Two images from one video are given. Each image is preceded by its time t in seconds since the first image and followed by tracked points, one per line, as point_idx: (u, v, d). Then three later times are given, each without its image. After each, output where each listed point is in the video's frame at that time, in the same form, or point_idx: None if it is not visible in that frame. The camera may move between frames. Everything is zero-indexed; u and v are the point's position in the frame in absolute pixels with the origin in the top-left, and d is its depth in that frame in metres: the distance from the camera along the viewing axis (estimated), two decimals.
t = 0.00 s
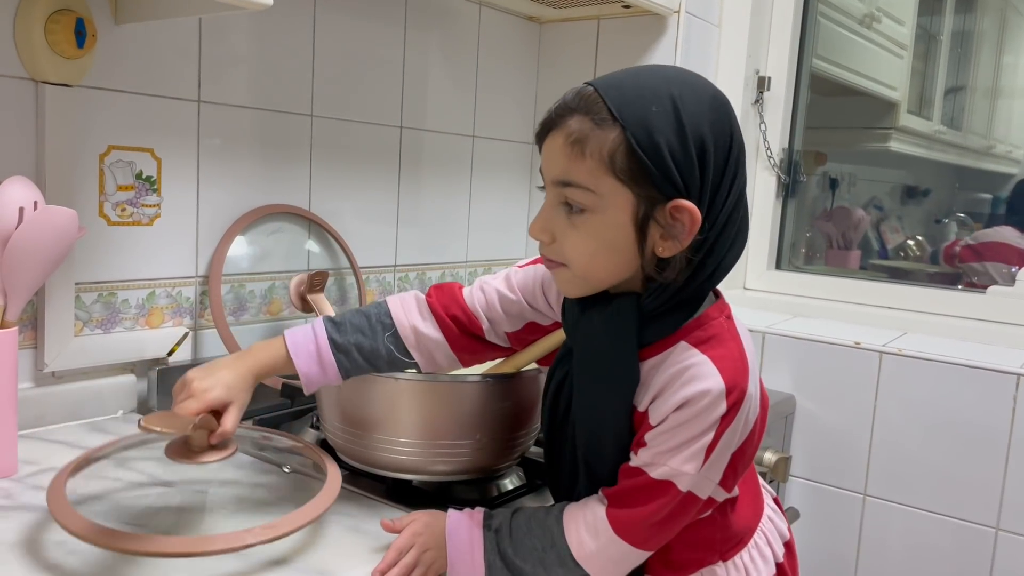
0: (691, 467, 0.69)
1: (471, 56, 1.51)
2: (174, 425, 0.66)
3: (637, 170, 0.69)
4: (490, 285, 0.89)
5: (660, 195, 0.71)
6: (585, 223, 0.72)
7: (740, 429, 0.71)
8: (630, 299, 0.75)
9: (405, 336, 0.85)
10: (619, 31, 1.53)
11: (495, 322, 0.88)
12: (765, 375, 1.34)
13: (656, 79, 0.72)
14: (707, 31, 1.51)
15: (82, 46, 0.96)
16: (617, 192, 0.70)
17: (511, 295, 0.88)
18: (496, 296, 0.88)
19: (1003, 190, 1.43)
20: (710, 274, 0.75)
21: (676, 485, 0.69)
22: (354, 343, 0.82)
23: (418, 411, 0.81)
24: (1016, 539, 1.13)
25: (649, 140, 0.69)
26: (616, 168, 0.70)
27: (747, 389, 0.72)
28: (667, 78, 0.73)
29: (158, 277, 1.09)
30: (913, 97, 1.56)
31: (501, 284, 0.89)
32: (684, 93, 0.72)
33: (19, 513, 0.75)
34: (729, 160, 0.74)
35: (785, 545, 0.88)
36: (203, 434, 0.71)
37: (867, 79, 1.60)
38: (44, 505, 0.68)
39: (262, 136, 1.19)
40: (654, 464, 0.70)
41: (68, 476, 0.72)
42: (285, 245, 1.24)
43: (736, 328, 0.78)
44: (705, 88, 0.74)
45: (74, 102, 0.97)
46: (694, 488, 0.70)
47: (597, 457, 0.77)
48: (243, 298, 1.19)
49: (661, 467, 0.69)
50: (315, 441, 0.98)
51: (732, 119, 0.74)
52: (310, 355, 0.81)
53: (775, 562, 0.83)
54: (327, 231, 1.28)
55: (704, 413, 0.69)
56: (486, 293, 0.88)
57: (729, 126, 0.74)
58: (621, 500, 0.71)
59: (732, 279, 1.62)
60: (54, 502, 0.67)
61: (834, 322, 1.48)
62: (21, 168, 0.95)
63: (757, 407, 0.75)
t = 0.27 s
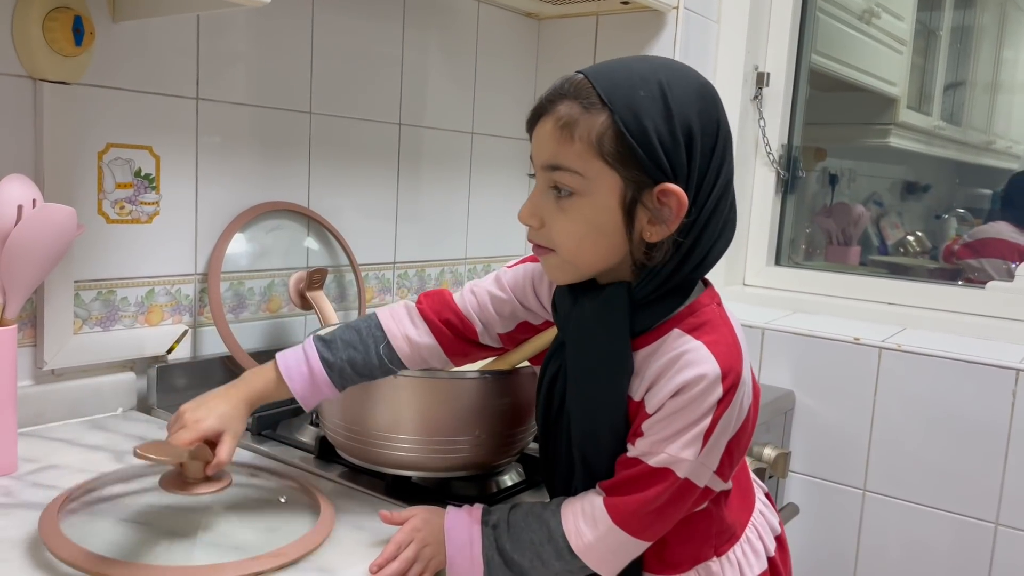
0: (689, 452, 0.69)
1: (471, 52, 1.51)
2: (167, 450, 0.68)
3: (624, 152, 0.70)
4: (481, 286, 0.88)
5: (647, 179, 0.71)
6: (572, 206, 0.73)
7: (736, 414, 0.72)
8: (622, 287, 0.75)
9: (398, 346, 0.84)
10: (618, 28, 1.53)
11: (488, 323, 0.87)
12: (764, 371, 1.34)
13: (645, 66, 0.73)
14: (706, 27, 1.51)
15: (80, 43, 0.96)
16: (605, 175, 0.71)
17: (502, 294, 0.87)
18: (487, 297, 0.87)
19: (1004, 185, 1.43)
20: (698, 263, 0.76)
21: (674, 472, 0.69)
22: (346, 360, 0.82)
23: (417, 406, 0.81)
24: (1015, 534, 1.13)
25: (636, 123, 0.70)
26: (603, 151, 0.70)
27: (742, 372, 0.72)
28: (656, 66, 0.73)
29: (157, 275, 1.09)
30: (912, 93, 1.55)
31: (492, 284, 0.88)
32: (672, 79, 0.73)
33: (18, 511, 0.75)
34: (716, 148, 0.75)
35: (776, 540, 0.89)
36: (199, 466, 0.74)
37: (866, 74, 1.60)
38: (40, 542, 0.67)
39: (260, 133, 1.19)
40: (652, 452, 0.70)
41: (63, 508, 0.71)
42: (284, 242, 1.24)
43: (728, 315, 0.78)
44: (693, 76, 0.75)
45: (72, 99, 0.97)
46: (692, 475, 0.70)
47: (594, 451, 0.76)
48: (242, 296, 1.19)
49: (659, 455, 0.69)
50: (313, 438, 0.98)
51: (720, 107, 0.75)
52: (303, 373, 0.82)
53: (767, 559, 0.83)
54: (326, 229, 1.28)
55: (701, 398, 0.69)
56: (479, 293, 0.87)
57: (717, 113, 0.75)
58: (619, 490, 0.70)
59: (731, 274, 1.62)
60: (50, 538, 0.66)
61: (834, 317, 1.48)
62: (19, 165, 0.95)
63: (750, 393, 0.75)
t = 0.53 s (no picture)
0: (684, 444, 0.69)
1: (468, 49, 1.51)
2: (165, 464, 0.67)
3: (607, 144, 0.70)
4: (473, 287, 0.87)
5: (631, 170, 0.71)
6: (557, 202, 0.73)
7: (730, 405, 0.72)
8: (611, 282, 0.75)
9: (392, 350, 0.82)
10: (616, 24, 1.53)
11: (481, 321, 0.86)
12: (762, 367, 1.34)
13: (625, 60, 0.74)
14: (704, 23, 1.51)
15: (76, 41, 0.95)
16: (588, 168, 0.71)
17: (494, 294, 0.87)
18: (479, 297, 0.86)
19: (1001, 181, 1.43)
20: (687, 253, 0.76)
21: (670, 464, 0.69)
22: (340, 366, 0.81)
23: (414, 403, 0.82)
24: (1013, 530, 1.13)
25: (618, 115, 0.70)
26: (586, 144, 0.70)
27: (735, 362, 0.72)
28: (636, 59, 0.74)
29: (155, 273, 1.09)
30: (910, 88, 1.55)
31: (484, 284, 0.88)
32: (652, 71, 0.73)
33: (15, 510, 0.75)
34: (699, 138, 0.75)
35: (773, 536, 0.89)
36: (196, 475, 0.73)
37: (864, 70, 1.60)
38: (36, 554, 0.67)
39: (257, 131, 1.19)
40: (646, 445, 0.70)
41: (59, 522, 0.71)
42: (281, 239, 1.24)
43: (719, 307, 0.78)
44: (674, 67, 0.75)
45: (68, 97, 0.97)
46: (687, 466, 0.70)
47: (589, 447, 0.76)
48: (240, 293, 1.19)
49: (654, 448, 0.69)
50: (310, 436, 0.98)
51: (701, 98, 0.75)
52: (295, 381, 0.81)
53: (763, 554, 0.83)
54: (323, 226, 1.28)
55: (694, 389, 0.69)
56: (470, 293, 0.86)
57: (699, 104, 0.75)
58: (615, 484, 0.70)
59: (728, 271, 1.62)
60: (43, 553, 0.65)
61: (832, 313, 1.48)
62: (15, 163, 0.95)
63: (744, 384, 0.75)
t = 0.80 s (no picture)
0: (678, 441, 0.69)
1: (463, 46, 1.51)
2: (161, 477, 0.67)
3: (601, 137, 0.71)
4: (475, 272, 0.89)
5: (625, 163, 0.71)
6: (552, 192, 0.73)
7: (724, 403, 0.72)
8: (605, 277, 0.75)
9: (390, 325, 0.84)
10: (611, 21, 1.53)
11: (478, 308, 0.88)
12: (758, 364, 1.34)
13: (623, 53, 0.74)
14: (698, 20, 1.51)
15: (69, 40, 0.95)
16: (582, 160, 0.71)
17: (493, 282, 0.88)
18: (479, 281, 0.88)
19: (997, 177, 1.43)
20: (681, 248, 0.75)
21: (664, 461, 0.69)
22: (338, 336, 0.80)
23: (410, 404, 0.81)
24: (1008, 525, 1.14)
25: (612, 108, 0.70)
26: (580, 136, 0.71)
27: (730, 360, 0.72)
28: (635, 52, 0.74)
29: (149, 272, 1.08)
30: (906, 85, 1.55)
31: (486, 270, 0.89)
32: (650, 65, 0.73)
33: (9, 510, 0.75)
34: (696, 132, 0.74)
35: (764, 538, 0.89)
36: (191, 476, 0.73)
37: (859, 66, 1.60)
38: (30, 554, 0.67)
39: (252, 129, 1.19)
40: (639, 442, 0.70)
41: (54, 521, 0.71)
42: (276, 238, 1.24)
43: (717, 306, 0.78)
44: (672, 61, 0.75)
45: (61, 96, 0.97)
46: (681, 464, 0.70)
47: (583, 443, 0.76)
48: (235, 292, 1.19)
49: (648, 445, 0.69)
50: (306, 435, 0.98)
51: (700, 92, 0.75)
52: (292, 347, 0.79)
53: (755, 555, 0.84)
54: (318, 224, 1.28)
55: (688, 386, 0.69)
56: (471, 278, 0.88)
57: (697, 98, 0.74)
58: (609, 481, 0.70)
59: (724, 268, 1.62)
60: (37, 553, 0.65)
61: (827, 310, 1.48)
62: (9, 163, 0.95)
63: (740, 384, 0.75)
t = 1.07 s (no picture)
0: (658, 427, 0.69)
1: (456, 42, 1.51)
2: (147, 478, 0.66)
3: (605, 111, 0.71)
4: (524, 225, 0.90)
5: (631, 135, 0.71)
6: (564, 166, 0.74)
7: (712, 393, 0.71)
8: (609, 250, 0.75)
9: (432, 238, 0.90)
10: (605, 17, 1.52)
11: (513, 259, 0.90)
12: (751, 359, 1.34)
13: (631, 31, 0.74)
14: (691, 16, 1.50)
15: (59, 37, 0.93)
16: (589, 133, 0.72)
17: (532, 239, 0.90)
18: (520, 233, 0.89)
19: (991, 172, 1.43)
20: (687, 220, 0.74)
21: (643, 447, 0.69)
22: (389, 220, 0.90)
23: (400, 400, 0.81)
24: (999, 520, 1.14)
25: (615, 82, 0.71)
26: (585, 109, 0.72)
27: (721, 350, 0.71)
28: (643, 28, 0.74)
29: (140, 270, 1.08)
30: (901, 80, 1.55)
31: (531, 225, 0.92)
32: (656, 39, 0.73)
33: None
34: (704, 102, 0.73)
35: (755, 560, 0.87)
36: (182, 475, 0.73)
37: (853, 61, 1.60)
38: (19, 554, 0.67)
39: (244, 126, 1.18)
40: (622, 423, 0.70)
41: (45, 519, 0.71)
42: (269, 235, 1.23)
43: (726, 297, 0.76)
44: (681, 35, 0.74)
45: (51, 94, 0.96)
46: (661, 452, 0.69)
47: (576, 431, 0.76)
48: (228, 290, 1.19)
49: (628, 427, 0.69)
50: (298, 433, 0.98)
51: (711, 63, 0.74)
52: (357, 214, 0.90)
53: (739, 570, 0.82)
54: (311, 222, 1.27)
55: (671, 367, 0.69)
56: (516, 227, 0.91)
57: (705, 68, 0.73)
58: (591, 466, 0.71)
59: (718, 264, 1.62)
60: (26, 555, 0.65)
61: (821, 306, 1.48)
62: None
63: (739, 384, 0.75)
